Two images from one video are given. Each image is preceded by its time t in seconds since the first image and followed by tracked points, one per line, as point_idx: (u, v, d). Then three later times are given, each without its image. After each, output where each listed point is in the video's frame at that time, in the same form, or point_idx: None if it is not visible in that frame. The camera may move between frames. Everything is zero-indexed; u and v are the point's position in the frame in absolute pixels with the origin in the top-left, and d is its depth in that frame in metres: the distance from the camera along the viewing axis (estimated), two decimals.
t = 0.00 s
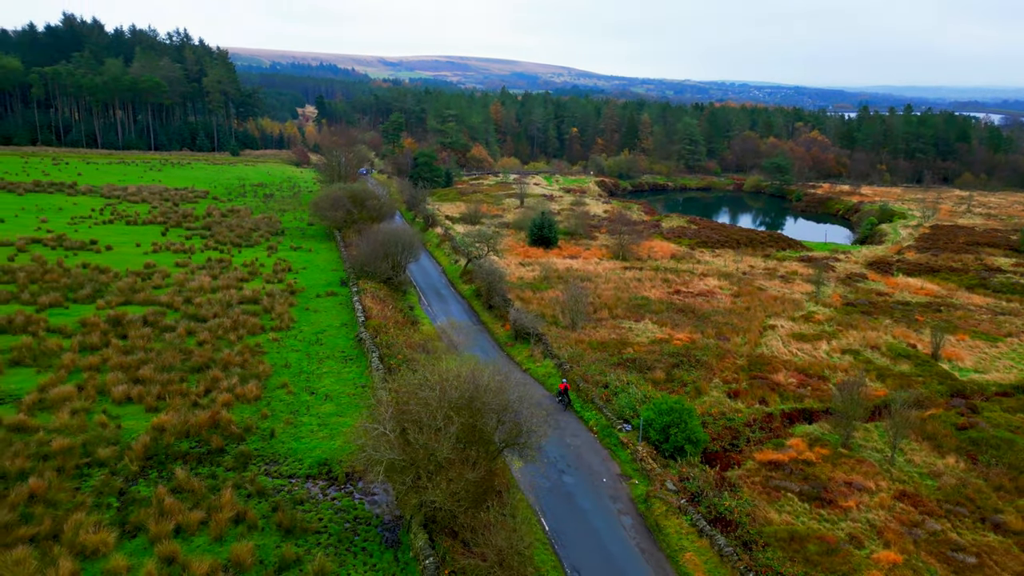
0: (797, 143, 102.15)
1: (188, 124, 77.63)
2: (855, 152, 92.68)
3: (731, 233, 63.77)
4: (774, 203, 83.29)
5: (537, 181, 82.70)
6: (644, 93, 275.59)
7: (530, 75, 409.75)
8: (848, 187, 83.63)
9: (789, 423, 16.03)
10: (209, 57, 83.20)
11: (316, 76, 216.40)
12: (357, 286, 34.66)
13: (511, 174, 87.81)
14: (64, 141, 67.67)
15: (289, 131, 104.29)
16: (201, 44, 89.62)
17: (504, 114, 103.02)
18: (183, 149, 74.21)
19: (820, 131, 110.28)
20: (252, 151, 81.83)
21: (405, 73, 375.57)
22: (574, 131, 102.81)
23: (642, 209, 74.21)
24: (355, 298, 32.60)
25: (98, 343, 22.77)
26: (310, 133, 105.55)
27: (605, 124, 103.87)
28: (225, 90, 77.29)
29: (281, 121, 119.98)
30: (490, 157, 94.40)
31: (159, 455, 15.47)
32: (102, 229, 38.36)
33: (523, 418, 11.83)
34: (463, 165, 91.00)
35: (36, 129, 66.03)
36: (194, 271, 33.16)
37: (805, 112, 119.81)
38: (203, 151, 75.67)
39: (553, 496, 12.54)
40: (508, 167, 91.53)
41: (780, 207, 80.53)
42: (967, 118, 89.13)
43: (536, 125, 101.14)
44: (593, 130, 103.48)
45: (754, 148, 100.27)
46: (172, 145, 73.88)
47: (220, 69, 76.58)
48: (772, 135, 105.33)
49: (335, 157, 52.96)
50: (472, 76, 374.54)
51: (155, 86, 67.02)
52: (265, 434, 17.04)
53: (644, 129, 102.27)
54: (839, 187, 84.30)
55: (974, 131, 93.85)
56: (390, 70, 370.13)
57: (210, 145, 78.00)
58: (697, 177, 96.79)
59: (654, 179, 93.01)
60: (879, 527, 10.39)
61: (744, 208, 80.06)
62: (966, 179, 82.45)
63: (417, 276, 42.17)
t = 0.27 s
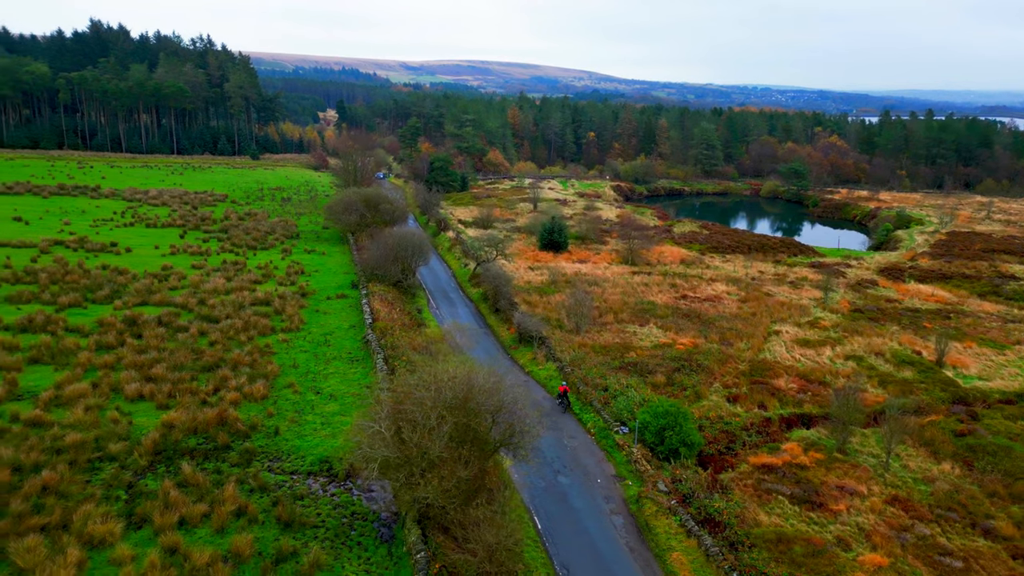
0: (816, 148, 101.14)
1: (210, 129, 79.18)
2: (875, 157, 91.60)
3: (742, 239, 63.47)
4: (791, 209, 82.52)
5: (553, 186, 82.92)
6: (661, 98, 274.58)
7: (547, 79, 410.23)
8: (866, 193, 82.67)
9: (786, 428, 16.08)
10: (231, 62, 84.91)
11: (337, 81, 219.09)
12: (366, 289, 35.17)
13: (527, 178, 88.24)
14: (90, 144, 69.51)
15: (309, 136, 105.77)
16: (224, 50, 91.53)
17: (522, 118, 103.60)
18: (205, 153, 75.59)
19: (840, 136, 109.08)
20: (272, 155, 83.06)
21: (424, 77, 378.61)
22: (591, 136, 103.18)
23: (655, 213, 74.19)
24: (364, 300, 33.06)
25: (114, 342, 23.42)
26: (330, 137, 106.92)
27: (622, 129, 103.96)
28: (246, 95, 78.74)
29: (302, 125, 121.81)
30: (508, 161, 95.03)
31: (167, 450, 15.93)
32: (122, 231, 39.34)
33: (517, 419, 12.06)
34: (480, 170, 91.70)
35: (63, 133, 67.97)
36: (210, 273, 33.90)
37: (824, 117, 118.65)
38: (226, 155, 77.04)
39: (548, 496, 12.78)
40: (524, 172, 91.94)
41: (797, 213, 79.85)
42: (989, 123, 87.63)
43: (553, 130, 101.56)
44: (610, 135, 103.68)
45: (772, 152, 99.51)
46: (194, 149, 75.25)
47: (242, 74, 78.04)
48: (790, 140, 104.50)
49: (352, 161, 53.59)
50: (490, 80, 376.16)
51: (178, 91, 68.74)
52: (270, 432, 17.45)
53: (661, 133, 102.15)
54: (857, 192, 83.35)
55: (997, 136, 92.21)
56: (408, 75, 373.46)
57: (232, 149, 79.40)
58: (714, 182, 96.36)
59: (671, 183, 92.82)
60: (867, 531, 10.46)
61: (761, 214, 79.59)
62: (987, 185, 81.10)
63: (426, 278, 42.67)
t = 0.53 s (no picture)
0: (834, 153, 100.11)
1: (231, 133, 80.58)
2: (895, 163, 90.60)
3: (754, 245, 63.17)
4: (808, 215, 81.74)
5: (567, 191, 83.14)
6: (679, 102, 273.45)
7: (563, 84, 410.79)
8: (884, 198, 81.70)
9: (784, 432, 16.10)
10: (253, 68, 86.45)
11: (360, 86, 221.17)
12: (375, 291, 35.63)
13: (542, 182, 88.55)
14: (114, 148, 71.18)
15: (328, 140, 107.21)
16: (246, 56, 93.36)
17: (539, 123, 104.07)
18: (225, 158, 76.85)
19: (860, 141, 107.90)
20: (291, 159, 84.24)
21: (442, 81, 381.47)
22: (608, 141, 103.44)
23: (668, 218, 74.08)
24: (373, 303, 33.53)
25: (128, 342, 24.04)
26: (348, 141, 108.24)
27: (639, 134, 103.96)
28: (267, 100, 79.92)
29: (322, 129, 123.52)
30: (524, 166, 95.58)
31: (175, 446, 16.37)
32: (142, 234, 40.26)
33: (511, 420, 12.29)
34: (496, 174, 92.27)
35: (89, 137, 69.85)
36: (223, 275, 34.58)
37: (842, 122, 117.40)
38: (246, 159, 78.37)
39: (542, 496, 13.00)
40: (539, 177, 92.30)
41: (813, 219, 79.14)
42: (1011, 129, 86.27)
43: (570, 134, 101.90)
44: (628, 139, 103.70)
45: (790, 157, 98.75)
46: (215, 153, 76.71)
47: (263, 80, 79.30)
48: (809, 145, 103.67)
49: (368, 165, 54.15)
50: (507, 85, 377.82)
51: (200, 96, 70.28)
52: (274, 430, 17.83)
53: (678, 138, 101.94)
54: (875, 198, 82.39)
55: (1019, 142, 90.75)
56: (427, 80, 376.58)
57: (251, 153, 80.75)
58: (730, 187, 95.87)
59: (687, 188, 92.52)
60: (856, 534, 10.53)
61: (778, 219, 79.01)
62: (1008, 191, 79.74)
63: (435, 282, 43.09)
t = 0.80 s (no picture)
0: (854, 158, 98.88)
1: (252, 138, 81.97)
2: (916, 169, 89.41)
3: (766, 250, 62.76)
4: (825, 220, 80.87)
5: (582, 195, 83.23)
6: (699, 106, 271.46)
7: (580, 88, 410.55)
8: (904, 204, 80.60)
9: (782, 437, 16.13)
10: (274, 74, 88.05)
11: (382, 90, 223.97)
12: (384, 294, 36.10)
13: (558, 186, 88.80)
14: (138, 152, 72.91)
15: (347, 144, 108.43)
16: (268, 61, 95.04)
17: (557, 128, 104.47)
18: (246, 161, 78.22)
19: (880, 146, 106.60)
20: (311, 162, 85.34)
21: (461, 85, 383.78)
22: (626, 145, 103.47)
23: (681, 223, 73.88)
24: (382, 305, 33.97)
25: (142, 342, 24.66)
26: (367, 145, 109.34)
27: (657, 138, 103.73)
28: (287, 105, 81.22)
29: (343, 133, 125.19)
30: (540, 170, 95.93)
31: (183, 442, 16.81)
32: (161, 237, 41.17)
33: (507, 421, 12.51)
34: (512, 178, 92.61)
35: (114, 141, 71.67)
36: (237, 277, 35.26)
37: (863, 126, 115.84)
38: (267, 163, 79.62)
39: (537, 496, 13.22)
40: (555, 181, 92.51)
41: (831, 224, 78.32)
42: None
43: (587, 139, 102.17)
44: (645, 144, 103.69)
45: (809, 162, 97.81)
46: (236, 157, 78.17)
47: (284, 85, 80.60)
48: (828, 150, 102.71)
49: (383, 170, 54.75)
50: (525, 89, 378.85)
51: (221, 101, 71.73)
52: (279, 428, 18.22)
53: (696, 142, 101.54)
54: (894, 204, 81.33)
55: None
56: (446, 84, 379.26)
57: (272, 157, 82.00)
58: (748, 192, 95.22)
59: (703, 193, 92.18)
60: (845, 539, 10.60)
61: (797, 225, 78.36)
62: None
63: (443, 285, 43.50)
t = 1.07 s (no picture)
0: (874, 163, 97.50)
1: (273, 142, 83.27)
2: (937, 174, 88.22)
3: (779, 255, 62.32)
4: (843, 225, 79.96)
5: (597, 199, 83.18)
6: (721, 109, 269.04)
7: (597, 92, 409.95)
8: (924, 210, 79.44)
9: (780, 442, 16.14)
10: (294, 78, 89.44)
11: (403, 94, 226.16)
12: (393, 297, 36.54)
13: (573, 190, 88.97)
14: (161, 156, 74.58)
15: (366, 148, 109.71)
16: (289, 67, 96.58)
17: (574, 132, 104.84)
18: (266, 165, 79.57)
19: (902, 151, 105.20)
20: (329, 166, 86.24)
21: (479, 90, 385.71)
22: (644, 149, 103.42)
23: (695, 228, 73.63)
24: (390, 308, 34.39)
25: (156, 341, 25.27)
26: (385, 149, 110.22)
27: (674, 142, 103.39)
28: (307, 109, 82.40)
29: (362, 138, 126.74)
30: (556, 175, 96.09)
31: (191, 438, 17.24)
32: (180, 239, 42.06)
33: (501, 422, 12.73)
34: (527, 182, 92.78)
35: (138, 145, 73.39)
36: (250, 278, 35.93)
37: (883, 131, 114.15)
38: (286, 167, 80.71)
39: (532, 496, 13.42)
40: (570, 186, 92.57)
41: (849, 230, 77.45)
42: None
43: (605, 143, 102.40)
44: (663, 148, 103.57)
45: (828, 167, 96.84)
46: (256, 160, 79.59)
47: (304, 90, 81.79)
48: (848, 155, 101.62)
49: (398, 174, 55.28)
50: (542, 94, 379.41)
51: (242, 106, 73.15)
52: (283, 427, 18.58)
53: (715, 147, 100.92)
54: (914, 209, 80.19)
55: None
56: (465, 88, 381.35)
57: (291, 161, 83.13)
58: (765, 197, 94.53)
59: (720, 198, 91.67)
60: (835, 542, 10.66)
61: (815, 230, 77.68)
62: None
63: (452, 287, 43.87)
